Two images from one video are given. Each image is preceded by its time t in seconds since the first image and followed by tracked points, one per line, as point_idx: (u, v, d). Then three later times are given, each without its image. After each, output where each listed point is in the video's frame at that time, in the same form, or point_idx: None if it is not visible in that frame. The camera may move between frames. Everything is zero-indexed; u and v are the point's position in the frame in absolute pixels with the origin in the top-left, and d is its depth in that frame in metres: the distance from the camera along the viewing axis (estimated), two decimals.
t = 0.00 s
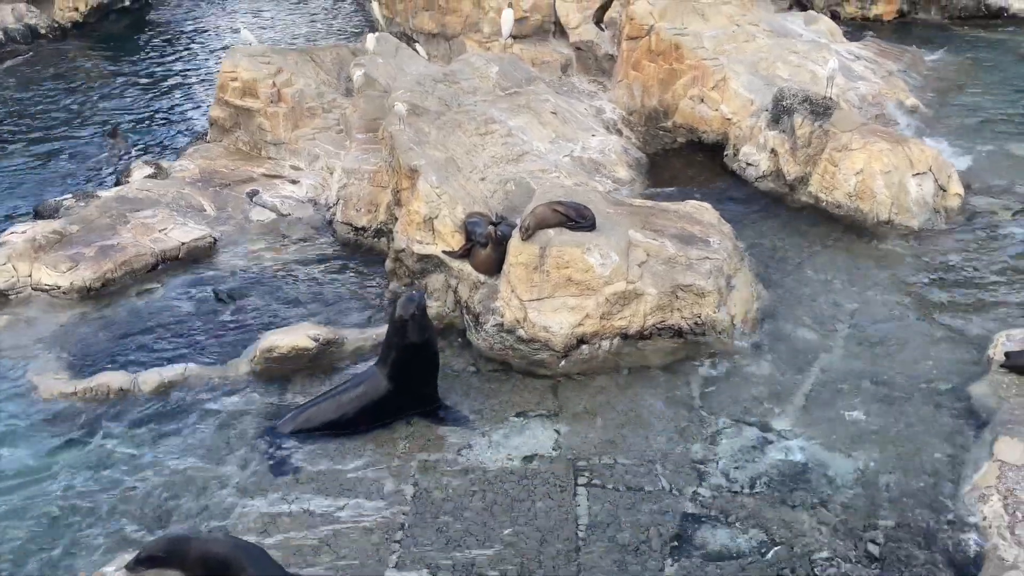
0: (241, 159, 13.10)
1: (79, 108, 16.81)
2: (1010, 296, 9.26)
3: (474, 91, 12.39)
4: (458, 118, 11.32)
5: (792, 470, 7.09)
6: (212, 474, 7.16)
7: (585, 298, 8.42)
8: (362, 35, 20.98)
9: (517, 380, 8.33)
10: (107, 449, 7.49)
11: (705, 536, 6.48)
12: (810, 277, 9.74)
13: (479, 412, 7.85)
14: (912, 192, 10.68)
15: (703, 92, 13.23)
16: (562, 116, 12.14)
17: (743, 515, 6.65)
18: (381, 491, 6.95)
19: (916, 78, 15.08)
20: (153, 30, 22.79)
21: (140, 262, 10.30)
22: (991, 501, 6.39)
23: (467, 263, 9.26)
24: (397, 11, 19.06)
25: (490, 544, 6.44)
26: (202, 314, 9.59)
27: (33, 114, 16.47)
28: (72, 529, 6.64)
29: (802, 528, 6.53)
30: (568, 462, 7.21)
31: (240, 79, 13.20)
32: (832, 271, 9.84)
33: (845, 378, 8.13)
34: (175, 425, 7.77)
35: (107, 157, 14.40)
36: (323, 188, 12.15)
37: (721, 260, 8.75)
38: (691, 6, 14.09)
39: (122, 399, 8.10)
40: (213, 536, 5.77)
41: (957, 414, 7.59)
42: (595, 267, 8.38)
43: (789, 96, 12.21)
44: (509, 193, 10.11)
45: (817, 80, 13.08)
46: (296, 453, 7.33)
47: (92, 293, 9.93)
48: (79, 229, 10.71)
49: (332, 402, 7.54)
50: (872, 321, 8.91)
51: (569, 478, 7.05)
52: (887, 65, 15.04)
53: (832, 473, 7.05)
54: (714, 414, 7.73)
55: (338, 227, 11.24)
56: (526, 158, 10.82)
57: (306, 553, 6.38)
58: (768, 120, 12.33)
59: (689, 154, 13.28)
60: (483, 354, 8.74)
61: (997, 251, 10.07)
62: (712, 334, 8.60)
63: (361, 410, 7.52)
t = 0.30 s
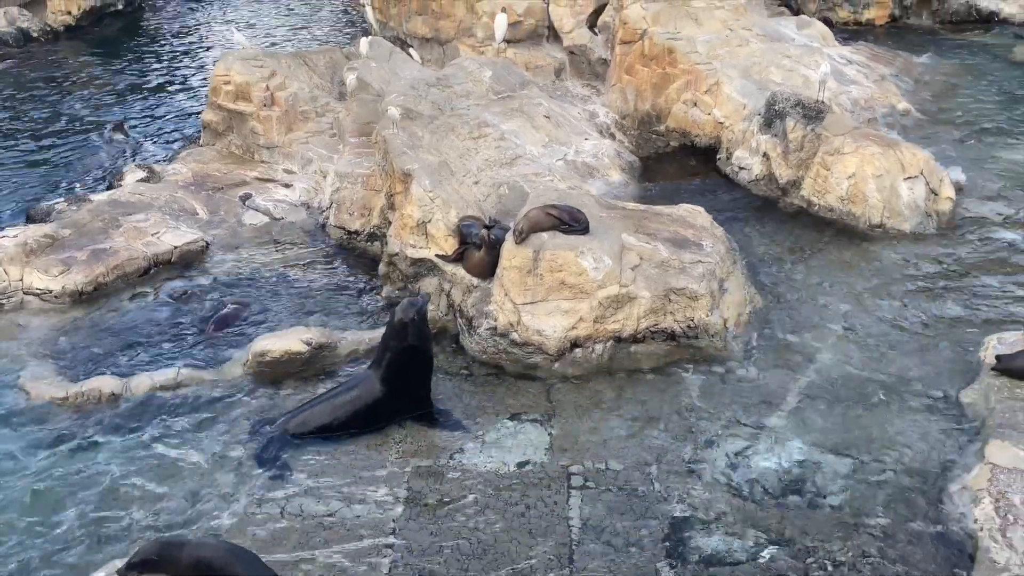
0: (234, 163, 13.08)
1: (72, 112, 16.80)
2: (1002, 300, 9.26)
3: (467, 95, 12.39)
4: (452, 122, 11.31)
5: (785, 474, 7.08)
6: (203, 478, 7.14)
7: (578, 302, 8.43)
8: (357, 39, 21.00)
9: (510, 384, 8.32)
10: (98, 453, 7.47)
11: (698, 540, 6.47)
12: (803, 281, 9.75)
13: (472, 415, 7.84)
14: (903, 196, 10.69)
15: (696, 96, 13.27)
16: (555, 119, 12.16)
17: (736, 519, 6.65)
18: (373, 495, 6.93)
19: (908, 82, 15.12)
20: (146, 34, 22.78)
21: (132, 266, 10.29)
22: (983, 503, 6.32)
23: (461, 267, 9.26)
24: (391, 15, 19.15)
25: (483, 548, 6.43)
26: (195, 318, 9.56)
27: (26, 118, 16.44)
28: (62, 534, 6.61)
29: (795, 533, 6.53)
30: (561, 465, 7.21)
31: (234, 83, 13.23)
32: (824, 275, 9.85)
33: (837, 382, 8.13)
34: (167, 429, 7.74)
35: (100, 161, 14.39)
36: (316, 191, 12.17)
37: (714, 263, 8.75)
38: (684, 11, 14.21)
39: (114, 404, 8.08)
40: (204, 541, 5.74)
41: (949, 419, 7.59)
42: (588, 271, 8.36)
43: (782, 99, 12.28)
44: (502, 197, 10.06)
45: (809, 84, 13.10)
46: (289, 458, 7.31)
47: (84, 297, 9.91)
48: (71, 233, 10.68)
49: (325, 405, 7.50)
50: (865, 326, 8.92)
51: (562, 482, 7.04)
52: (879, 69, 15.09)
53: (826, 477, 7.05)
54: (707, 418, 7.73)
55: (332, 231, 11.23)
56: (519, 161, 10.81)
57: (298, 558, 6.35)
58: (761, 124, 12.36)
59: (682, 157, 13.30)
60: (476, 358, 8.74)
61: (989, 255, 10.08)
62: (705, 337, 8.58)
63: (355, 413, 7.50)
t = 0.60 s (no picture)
0: (226, 166, 13.06)
1: (62, 115, 16.74)
2: (992, 302, 9.33)
3: (459, 98, 12.39)
4: (444, 125, 11.33)
5: (777, 475, 7.11)
6: (195, 482, 7.12)
7: (570, 304, 8.43)
8: (349, 42, 21.00)
9: (503, 386, 8.34)
10: (89, 457, 7.44)
11: (690, 541, 6.49)
12: (794, 284, 9.80)
13: (465, 418, 7.85)
14: (894, 199, 10.73)
15: (688, 99, 13.33)
16: (547, 123, 12.18)
17: (727, 520, 6.68)
18: (366, 498, 6.93)
19: (898, 85, 15.22)
20: (137, 37, 22.70)
21: (124, 269, 10.27)
22: (973, 505, 6.39)
23: (453, 269, 9.26)
24: (383, 17, 19.20)
25: (475, 550, 6.44)
26: (187, 321, 9.55)
27: (16, 121, 16.37)
28: (52, 538, 6.59)
29: (787, 534, 6.55)
30: (553, 467, 7.23)
31: (225, 86, 13.19)
32: (815, 278, 9.89)
33: (828, 384, 8.17)
34: (158, 432, 7.73)
35: (91, 164, 14.34)
36: (308, 194, 12.17)
37: (706, 266, 8.77)
38: (676, 15, 14.24)
39: (105, 408, 8.06)
40: (193, 547, 5.70)
41: (940, 420, 7.63)
42: (581, 274, 8.38)
43: (773, 104, 12.29)
44: (495, 200, 10.06)
45: (800, 88, 13.17)
46: (281, 461, 7.31)
47: (74, 301, 9.88)
48: (62, 236, 10.64)
49: (317, 408, 7.51)
50: (856, 328, 8.96)
51: (555, 483, 7.06)
52: (870, 72, 15.17)
53: (818, 478, 7.08)
54: (699, 420, 7.76)
55: (324, 234, 11.24)
56: (512, 164, 10.83)
57: (292, 561, 6.35)
58: (752, 127, 12.41)
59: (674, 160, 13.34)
60: (469, 360, 8.75)
61: (978, 258, 10.15)
62: (697, 339, 8.61)
63: (348, 416, 7.49)
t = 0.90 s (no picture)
0: (218, 168, 13.04)
1: (54, 116, 16.69)
2: (982, 303, 9.37)
3: (453, 100, 12.39)
4: (437, 127, 11.33)
5: (771, 477, 7.12)
6: (188, 484, 7.10)
7: (563, 306, 8.40)
8: (342, 44, 21.01)
9: (496, 388, 8.34)
10: (81, 461, 7.40)
11: (684, 543, 6.50)
12: (786, 285, 9.82)
13: (459, 419, 7.85)
14: (886, 201, 10.77)
15: (681, 101, 13.32)
16: (541, 125, 12.20)
17: (720, 521, 6.69)
18: (359, 500, 6.91)
19: (889, 87, 15.28)
20: (129, 39, 22.64)
21: (116, 271, 10.21)
22: (965, 506, 6.38)
23: (446, 272, 9.25)
24: (378, 20, 19.42)
25: (469, 552, 6.43)
26: (179, 324, 9.53)
27: (6, 124, 16.28)
28: (44, 544, 6.54)
29: (780, 535, 6.57)
30: (547, 469, 7.23)
31: (218, 88, 13.15)
32: (808, 280, 9.92)
33: (821, 386, 8.19)
34: (150, 435, 7.71)
35: (82, 166, 14.29)
36: (301, 197, 12.20)
37: (698, 267, 8.77)
38: (668, 18, 14.31)
39: (97, 410, 8.03)
40: (185, 548, 5.72)
41: (931, 422, 7.66)
42: (573, 276, 8.34)
43: (765, 107, 12.34)
44: (488, 202, 10.05)
45: (792, 90, 13.21)
46: (274, 463, 7.29)
47: (66, 303, 9.81)
48: (53, 239, 10.59)
49: (309, 412, 7.51)
50: (847, 330, 8.99)
51: (549, 485, 7.06)
52: (861, 74, 15.24)
53: (810, 479, 7.10)
54: (692, 421, 7.77)
55: (317, 237, 11.24)
56: (504, 166, 10.83)
57: (285, 563, 6.33)
58: (744, 129, 12.45)
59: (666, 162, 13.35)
60: (462, 363, 8.73)
61: (969, 259, 10.20)
62: (689, 341, 8.63)
63: (341, 420, 7.49)
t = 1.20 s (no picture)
0: (213, 169, 13.01)
1: (49, 118, 16.66)
2: (977, 304, 9.37)
3: (448, 100, 12.38)
4: (433, 128, 11.32)
5: (767, 478, 7.12)
6: (182, 486, 7.07)
7: (559, 307, 8.40)
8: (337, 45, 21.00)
9: (492, 390, 8.33)
10: (75, 463, 7.38)
11: (679, 545, 6.48)
12: (782, 286, 9.82)
13: (454, 421, 7.84)
14: (881, 202, 10.78)
15: (676, 103, 13.30)
16: (536, 126, 12.19)
17: (716, 523, 6.68)
18: (353, 501, 6.90)
19: (884, 89, 15.30)
20: (124, 40, 22.60)
21: (110, 273, 10.19)
22: (960, 505, 6.36)
23: (441, 272, 9.24)
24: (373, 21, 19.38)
25: (464, 555, 6.41)
26: (174, 325, 9.49)
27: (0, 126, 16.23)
28: (37, 545, 6.52)
29: (775, 536, 6.56)
30: (543, 470, 7.22)
31: (213, 89, 13.10)
32: (803, 281, 9.92)
33: (816, 387, 8.18)
34: (144, 437, 7.68)
35: (77, 167, 14.26)
36: (296, 198, 12.16)
37: (694, 268, 8.76)
38: (663, 19, 14.33)
39: (91, 412, 8.00)
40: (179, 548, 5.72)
41: (926, 423, 7.67)
42: (569, 277, 8.36)
43: (760, 107, 12.43)
44: (483, 203, 10.05)
45: (787, 91, 13.22)
46: (269, 465, 7.27)
47: (60, 305, 9.80)
48: (47, 241, 10.57)
49: (305, 413, 7.51)
50: (843, 331, 8.99)
51: (545, 487, 7.05)
52: (856, 76, 15.25)
53: (806, 480, 7.09)
54: (687, 422, 7.76)
55: (312, 238, 11.22)
56: (500, 167, 10.81)
57: (279, 566, 6.30)
58: (739, 130, 12.48)
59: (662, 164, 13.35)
60: (458, 363, 8.72)
61: (963, 260, 10.21)
62: (685, 341, 8.64)
63: (336, 422, 7.51)
